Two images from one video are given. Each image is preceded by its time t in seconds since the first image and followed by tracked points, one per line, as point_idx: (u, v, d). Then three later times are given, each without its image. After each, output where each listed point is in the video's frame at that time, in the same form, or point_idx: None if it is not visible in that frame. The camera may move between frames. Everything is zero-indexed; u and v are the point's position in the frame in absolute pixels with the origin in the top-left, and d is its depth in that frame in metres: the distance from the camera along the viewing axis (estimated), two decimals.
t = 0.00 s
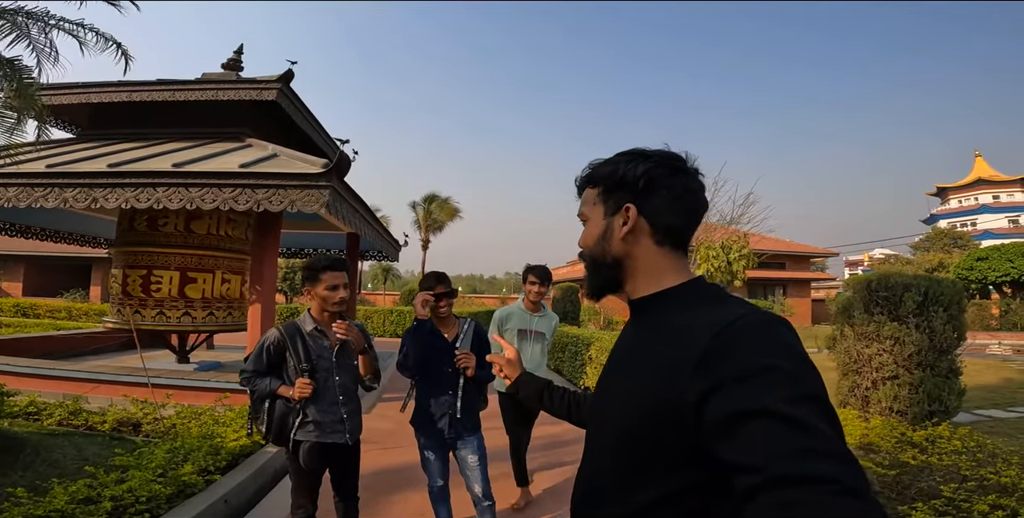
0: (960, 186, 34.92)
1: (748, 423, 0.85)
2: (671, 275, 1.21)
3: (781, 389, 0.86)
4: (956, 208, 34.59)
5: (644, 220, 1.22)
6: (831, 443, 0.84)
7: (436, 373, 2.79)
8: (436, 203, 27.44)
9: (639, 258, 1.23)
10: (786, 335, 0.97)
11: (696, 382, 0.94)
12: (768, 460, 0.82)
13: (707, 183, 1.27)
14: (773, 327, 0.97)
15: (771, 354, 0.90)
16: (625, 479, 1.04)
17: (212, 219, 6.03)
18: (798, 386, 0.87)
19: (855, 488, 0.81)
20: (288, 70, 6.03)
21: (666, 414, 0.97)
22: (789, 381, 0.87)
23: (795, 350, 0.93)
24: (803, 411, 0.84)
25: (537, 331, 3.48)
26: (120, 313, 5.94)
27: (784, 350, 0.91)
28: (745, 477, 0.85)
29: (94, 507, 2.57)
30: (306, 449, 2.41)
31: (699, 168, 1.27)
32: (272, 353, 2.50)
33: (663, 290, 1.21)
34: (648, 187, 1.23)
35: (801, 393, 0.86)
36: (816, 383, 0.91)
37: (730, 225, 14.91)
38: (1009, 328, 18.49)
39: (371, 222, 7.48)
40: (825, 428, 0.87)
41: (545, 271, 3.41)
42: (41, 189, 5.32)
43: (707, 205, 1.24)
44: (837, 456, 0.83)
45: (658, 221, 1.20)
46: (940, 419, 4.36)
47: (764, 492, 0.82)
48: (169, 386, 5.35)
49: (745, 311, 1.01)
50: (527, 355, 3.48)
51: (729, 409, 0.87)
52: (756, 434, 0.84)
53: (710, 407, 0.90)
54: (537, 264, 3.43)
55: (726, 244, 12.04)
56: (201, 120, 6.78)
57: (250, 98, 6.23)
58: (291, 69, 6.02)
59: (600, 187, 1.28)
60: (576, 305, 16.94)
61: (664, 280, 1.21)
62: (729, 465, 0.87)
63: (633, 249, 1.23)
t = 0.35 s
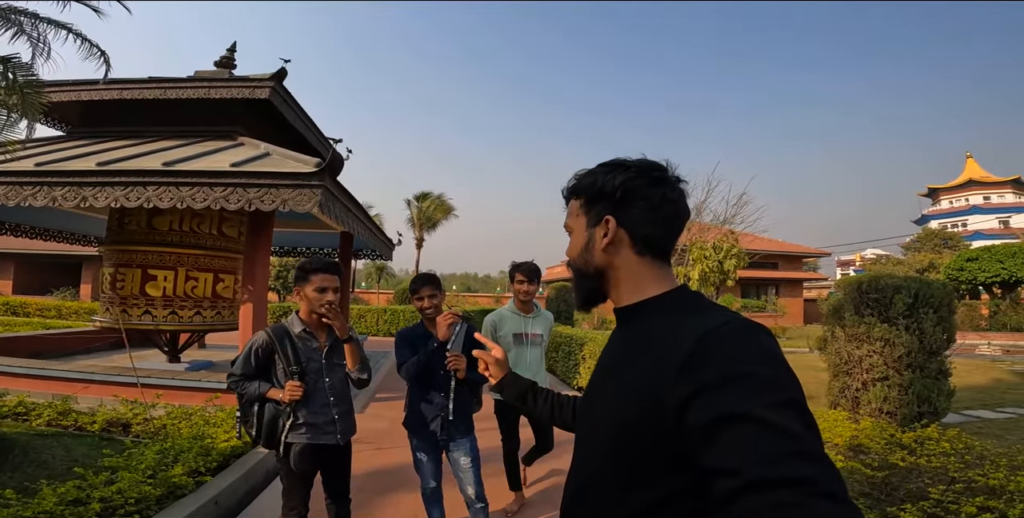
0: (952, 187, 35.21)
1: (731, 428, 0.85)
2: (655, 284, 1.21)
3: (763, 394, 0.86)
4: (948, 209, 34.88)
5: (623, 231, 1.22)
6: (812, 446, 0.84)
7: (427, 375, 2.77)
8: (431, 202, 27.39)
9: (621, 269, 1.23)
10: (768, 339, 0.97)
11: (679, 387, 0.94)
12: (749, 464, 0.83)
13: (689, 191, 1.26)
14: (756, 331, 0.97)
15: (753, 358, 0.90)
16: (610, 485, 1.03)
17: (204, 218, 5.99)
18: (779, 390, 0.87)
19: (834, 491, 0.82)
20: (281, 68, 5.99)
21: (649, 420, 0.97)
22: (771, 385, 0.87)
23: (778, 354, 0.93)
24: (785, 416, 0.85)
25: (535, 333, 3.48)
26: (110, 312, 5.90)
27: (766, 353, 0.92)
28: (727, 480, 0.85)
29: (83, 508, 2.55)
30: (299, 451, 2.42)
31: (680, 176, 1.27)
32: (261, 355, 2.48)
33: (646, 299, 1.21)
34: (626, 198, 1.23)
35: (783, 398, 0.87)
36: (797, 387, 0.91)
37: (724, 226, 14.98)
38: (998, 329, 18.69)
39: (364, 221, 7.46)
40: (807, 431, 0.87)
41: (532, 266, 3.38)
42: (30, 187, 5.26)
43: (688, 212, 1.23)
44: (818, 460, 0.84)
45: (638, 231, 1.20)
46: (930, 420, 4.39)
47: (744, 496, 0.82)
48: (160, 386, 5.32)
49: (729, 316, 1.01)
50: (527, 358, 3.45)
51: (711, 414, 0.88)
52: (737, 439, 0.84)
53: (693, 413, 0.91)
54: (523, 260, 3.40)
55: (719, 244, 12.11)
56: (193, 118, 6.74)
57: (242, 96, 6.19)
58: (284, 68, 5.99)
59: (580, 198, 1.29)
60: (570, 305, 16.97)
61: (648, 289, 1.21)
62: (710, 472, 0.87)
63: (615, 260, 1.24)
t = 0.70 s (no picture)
0: (942, 187, 35.59)
1: (757, 431, 0.92)
2: (684, 280, 1.27)
3: (789, 399, 0.92)
4: (938, 209, 35.25)
5: (649, 230, 1.28)
6: (838, 451, 0.89)
7: (437, 375, 2.83)
8: (426, 201, 27.38)
9: (649, 266, 1.30)
10: (801, 345, 1.02)
11: (707, 390, 1.01)
12: (773, 466, 0.89)
13: (715, 184, 1.30)
14: (787, 336, 1.02)
15: (781, 364, 0.95)
16: (640, 480, 1.11)
17: (204, 218, 6.02)
18: (807, 396, 0.93)
19: (858, 495, 0.87)
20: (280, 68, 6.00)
21: (680, 419, 1.04)
22: (796, 391, 0.93)
23: (808, 360, 0.98)
24: (811, 421, 0.90)
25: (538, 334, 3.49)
26: (108, 312, 5.89)
27: (794, 359, 0.97)
28: (751, 483, 0.91)
29: (95, 509, 2.60)
30: (311, 449, 2.49)
31: (707, 171, 1.31)
32: (272, 355, 2.54)
33: (676, 294, 1.27)
34: (650, 196, 1.29)
35: (810, 403, 0.92)
36: (827, 393, 0.96)
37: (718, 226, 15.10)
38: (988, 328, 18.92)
39: (363, 221, 7.49)
40: (833, 436, 0.92)
41: (535, 265, 3.38)
42: (29, 187, 5.26)
43: (715, 206, 1.27)
44: (844, 464, 0.88)
45: (663, 229, 1.26)
46: (920, 417, 4.50)
47: (768, 497, 0.88)
48: (160, 385, 5.33)
49: (759, 322, 1.07)
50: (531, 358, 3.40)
51: (738, 417, 0.94)
52: (763, 441, 0.90)
53: (721, 414, 0.97)
54: (527, 257, 3.43)
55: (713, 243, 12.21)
56: (192, 117, 6.74)
57: (242, 95, 6.21)
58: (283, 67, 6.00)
59: (607, 198, 1.36)
60: (566, 304, 17.05)
61: (679, 285, 1.27)
62: (736, 471, 0.93)
63: (643, 258, 1.31)
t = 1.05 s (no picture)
0: (930, 189, 36.06)
1: (777, 431, 0.89)
2: (696, 280, 1.26)
3: (807, 398, 0.89)
4: (926, 210, 35.70)
5: (657, 231, 1.27)
6: (861, 449, 0.86)
7: (435, 372, 2.93)
8: (420, 201, 27.44)
9: (659, 267, 1.29)
10: (820, 341, 0.99)
11: (724, 391, 0.99)
12: (794, 465, 0.86)
13: (721, 180, 1.27)
14: (804, 333, 0.99)
15: (800, 362, 0.92)
16: (659, 481, 1.10)
17: (201, 219, 6.07)
18: (827, 394, 0.89)
19: (884, 494, 0.84)
20: (277, 69, 6.07)
21: (697, 421, 1.02)
22: (814, 390, 0.89)
23: (826, 357, 0.95)
24: (832, 420, 0.87)
25: (541, 333, 3.59)
26: (103, 311, 5.92)
27: (812, 357, 0.94)
28: (770, 484, 0.89)
29: (102, 504, 2.67)
30: (313, 442, 2.57)
31: (714, 166, 1.28)
32: (275, 352, 2.63)
33: (689, 294, 1.27)
34: (656, 197, 1.27)
35: (831, 401, 0.89)
36: (849, 390, 0.93)
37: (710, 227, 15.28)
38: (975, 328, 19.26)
39: (360, 221, 7.56)
40: (856, 434, 0.89)
41: (545, 263, 3.45)
42: (26, 187, 5.30)
43: (722, 202, 1.25)
44: (867, 463, 0.85)
45: (671, 230, 1.25)
46: (903, 413, 4.64)
47: (788, 497, 0.86)
48: (157, 384, 5.38)
49: (774, 319, 1.03)
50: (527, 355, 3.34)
51: (755, 418, 0.92)
52: (781, 442, 0.88)
53: (738, 414, 0.95)
54: (537, 255, 3.52)
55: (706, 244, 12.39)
56: (188, 118, 6.79)
57: (238, 95, 6.25)
58: (280, 68, 6.07)
59: (614, 200, 1.36)
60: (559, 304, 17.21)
61: (692, 285, 1.27)
62: (755, 472, 0.91)
63: (653, 258, 1.30)
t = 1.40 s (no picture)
0: (919, 191, 36.45)
1: (767, 435, 0.90)
2: (692, 282, 1.25)
3: (799, 403, 0.90)
4: (914, 213, 36.13)
5: (652, 233, 1.27)
6: (848, 455, 0.88)
7: (426, 369, 2.97)
8: (413, 199, 27.39)
9: (655, 269, 1.29)
10: (810, 348, 1.00)
11: (716, 392, 0.98)
12: (785, 468, 0.87)
13: (719, 182, 1.24)
14: (797, 339, 1.00)
15: (793, 368, 0.94)
16: (647, 483, 1.09)
17: (193, 216, 6.07)
18: (818, 400, 0.91)
19: (868, 497, 0.86)
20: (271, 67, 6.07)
21: (688, 423, 1.01)
22: (807, 395, 0.91)
23: (817, 363, 0.96)
24: (821, 424, 0.89)
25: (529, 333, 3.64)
26: (92, 309, 5.90)
27: (805, 363, 0.95)
28: (760, 485, 0.89)
29: (96, 500, 2.70)
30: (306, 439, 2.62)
31: (710, 167, 1.26)
32: (270, 349, 2.66)
33: (686, 296, 1.25)
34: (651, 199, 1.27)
35: (821, 407, 0.91)
36: (837, 397, 0.95)
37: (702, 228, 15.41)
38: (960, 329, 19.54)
39: (352, 219, 7.57)
40: (844, 440, 0.91)
41: (537, 263, 3.49)
42: (17, 183, 5.28)
43: (719, 204, 1.23)
44: (853, 467, 0.88)
45: (666, 232, 1.25)
46: (885, 412, 4.74)
47: (777, 499, 0.86)
48: (149, 382, 5.39)
49: (768, 324, 1.04)
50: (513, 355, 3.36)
51: (746, 420, 0.92)
52: (772, 444, 0.89)
53: (729, 416, 0.95)
54: (530, 255, 3.54)
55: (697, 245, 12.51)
56: (181, 115, 6.77)
57: (231, 93, 6.25)
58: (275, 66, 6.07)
59: (612, 204, 1.36)
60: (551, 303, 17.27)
61: (687, 287, 1.25)
62: (744, 474, 0.92)
63: (650, 261, 1.30)
